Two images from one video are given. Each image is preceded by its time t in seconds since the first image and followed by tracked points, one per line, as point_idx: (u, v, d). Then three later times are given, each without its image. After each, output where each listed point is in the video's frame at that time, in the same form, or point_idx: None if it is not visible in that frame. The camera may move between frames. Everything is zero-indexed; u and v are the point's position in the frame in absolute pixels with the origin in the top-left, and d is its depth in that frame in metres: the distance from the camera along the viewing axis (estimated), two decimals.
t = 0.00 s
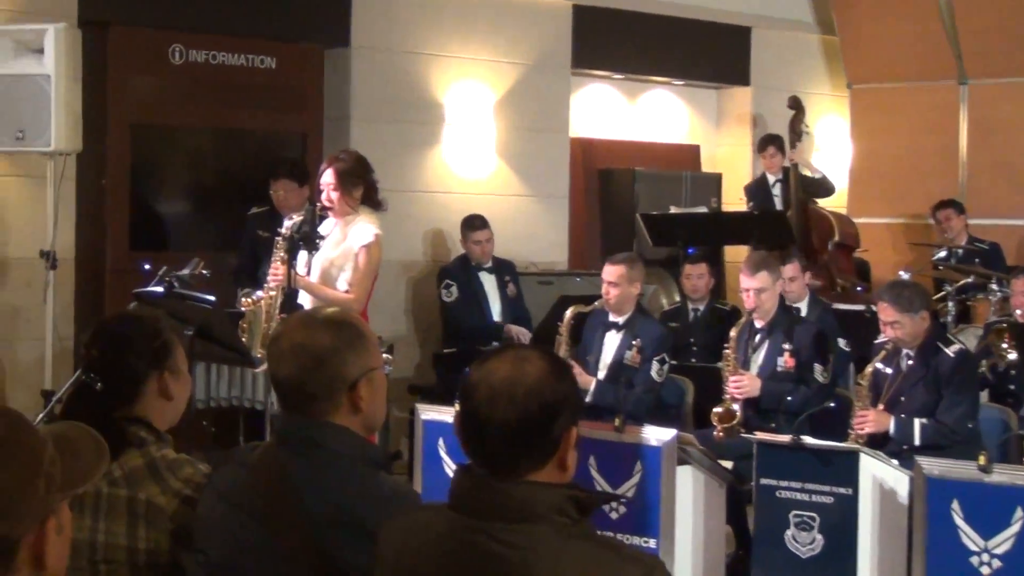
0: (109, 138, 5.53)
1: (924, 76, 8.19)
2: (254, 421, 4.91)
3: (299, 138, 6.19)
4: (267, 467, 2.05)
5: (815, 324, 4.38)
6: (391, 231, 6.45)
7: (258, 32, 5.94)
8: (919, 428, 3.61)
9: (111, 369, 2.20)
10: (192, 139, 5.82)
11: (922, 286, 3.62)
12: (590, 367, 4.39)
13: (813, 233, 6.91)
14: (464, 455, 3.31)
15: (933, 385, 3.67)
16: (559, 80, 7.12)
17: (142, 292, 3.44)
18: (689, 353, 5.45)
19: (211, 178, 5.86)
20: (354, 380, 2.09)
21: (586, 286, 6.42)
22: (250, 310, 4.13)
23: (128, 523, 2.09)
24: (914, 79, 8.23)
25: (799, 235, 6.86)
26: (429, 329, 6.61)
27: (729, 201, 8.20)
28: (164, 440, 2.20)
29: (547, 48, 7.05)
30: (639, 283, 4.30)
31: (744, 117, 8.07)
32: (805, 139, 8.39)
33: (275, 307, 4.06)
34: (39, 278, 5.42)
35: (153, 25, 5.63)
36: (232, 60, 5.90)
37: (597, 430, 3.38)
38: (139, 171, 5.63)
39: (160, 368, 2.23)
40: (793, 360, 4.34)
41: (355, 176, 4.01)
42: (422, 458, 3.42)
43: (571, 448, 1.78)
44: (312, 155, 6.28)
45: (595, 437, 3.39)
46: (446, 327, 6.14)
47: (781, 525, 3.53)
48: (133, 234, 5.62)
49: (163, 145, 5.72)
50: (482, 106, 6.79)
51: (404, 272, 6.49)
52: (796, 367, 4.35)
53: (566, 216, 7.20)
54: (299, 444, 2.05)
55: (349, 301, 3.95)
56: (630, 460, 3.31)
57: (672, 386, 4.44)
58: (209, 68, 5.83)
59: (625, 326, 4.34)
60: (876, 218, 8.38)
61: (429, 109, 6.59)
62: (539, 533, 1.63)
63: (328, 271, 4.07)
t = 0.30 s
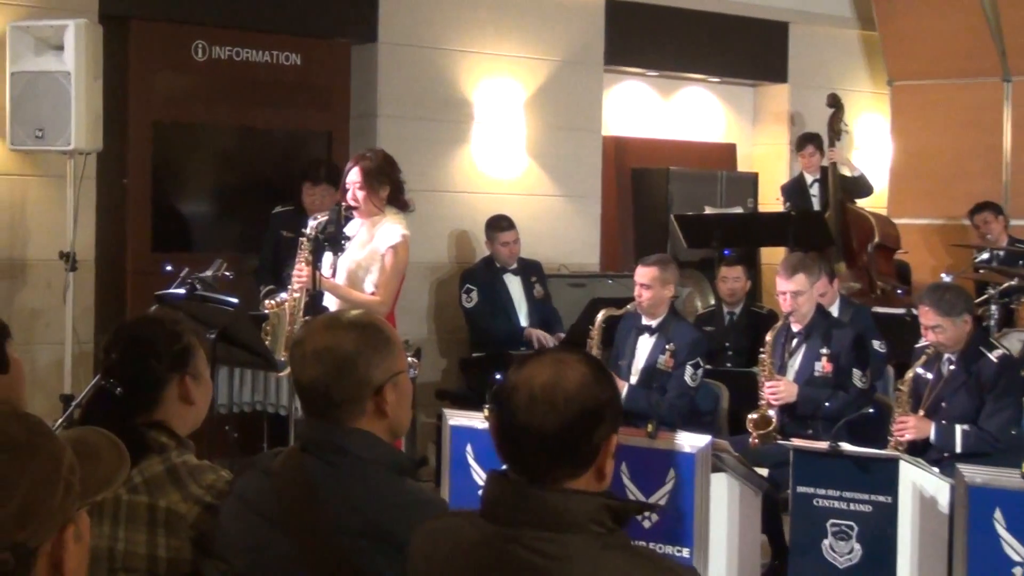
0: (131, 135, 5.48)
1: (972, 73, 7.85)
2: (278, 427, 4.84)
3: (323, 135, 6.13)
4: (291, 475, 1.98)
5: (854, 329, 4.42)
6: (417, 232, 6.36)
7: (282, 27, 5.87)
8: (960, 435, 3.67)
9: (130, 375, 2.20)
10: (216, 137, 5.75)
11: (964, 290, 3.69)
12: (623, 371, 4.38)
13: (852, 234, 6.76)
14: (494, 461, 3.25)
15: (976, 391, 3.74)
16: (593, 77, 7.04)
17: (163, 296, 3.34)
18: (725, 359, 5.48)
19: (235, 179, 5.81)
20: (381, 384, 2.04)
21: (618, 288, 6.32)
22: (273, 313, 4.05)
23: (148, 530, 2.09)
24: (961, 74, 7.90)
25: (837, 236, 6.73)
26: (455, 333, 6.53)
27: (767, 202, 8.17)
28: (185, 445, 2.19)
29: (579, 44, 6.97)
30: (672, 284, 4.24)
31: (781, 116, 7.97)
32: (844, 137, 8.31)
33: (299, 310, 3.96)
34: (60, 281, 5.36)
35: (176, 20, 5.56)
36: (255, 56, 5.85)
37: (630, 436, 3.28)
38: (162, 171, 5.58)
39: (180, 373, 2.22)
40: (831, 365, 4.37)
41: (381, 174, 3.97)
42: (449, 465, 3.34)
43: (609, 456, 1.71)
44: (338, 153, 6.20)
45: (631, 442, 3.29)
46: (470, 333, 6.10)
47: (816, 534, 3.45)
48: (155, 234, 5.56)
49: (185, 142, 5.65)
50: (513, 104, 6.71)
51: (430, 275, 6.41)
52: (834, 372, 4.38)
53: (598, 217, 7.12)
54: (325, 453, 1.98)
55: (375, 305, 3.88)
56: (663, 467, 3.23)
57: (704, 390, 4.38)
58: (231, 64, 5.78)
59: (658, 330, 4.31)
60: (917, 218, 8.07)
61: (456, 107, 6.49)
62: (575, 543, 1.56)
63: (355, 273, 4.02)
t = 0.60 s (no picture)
0: (146, 129, 5.39)
1: (1004, 70, 7.65)
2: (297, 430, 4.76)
3: (344, 131, 6.06)
4: (312, 480, 1.98)
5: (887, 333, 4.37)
6: (441, 231, 6.29)
7: (302, 22, 5.79)
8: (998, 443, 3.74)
9: (147, 377, 2.14)
10: (232, 133, 5.67)
11: (1001, 296, 3.81)
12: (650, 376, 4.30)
13: (887, 233, 6.67)
14: (519, 469, 3.16)
15: (1013, 398, 3.84)
16: (620, 74, 6.96)
17: (179, 295, 3.24)
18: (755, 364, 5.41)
19: (254, 176, 5.72)
20: (403, 387, 2.06)
21: (648, 290, 6.12)
22: (293, 317, 3.92)
23: (165, 536, 2.03)
24: (994, 70, 7.69)
25: (872, 236, 6.63)
26: (475, 336, 6.45)
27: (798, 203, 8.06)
28: (202, 448, 2.12)
29: (607, 40, 6.89)
30: (701, 288, 4.16)
31: (814, 113, 7.88)
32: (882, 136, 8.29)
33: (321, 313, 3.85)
34: (74, 279, 5.29)
35: (194, 14, 5.49)
36: (275, 51, 5.77)
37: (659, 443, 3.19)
38: (183, 170, 5.51)
39: (197, 375, 2.17)
40: (862, 372, 4.33)
41: (404, 172, 3.93)
42: (472, 473, 3.25)
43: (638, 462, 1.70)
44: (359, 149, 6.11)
45: (661, 450, 3.20)
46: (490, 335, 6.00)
47: (850, 545, 3.37)
48: (171, 233, 5.49)
49: (201, 137, 5.56)
50: (539, 100, 6.64)
51: (451, 276, 6.33)
52: (865, 378, 4.33)
53: (626, 219, 7.04)
54: (347, 458, 1.99)
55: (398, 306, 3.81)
56: (692, 474, 3.14)
57: (735, 398, 4.28)
58: (251, 58, 5.69)
59: (687, 333, 4.24)
60: (951, 221, 7.82)
61: (480, 104, 6.41)
62: (606, 554, 1.55)
63: (378, 275, 3.97)
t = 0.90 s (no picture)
0: (133, 122, 5.29)
1: (1009, 67, 7.60)
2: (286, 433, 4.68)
3: (336, 127, 5.89)
4: (302, 484, 2.01)
5: (890, 339, 4.36)
6: (434, 230, 6.20)
7: (293, 14, 5.71)
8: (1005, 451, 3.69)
9: (130, 380, 2.19)
10: (221, 128, 5.53)
11: (1009, 297, 3.74)
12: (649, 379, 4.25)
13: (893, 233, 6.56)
14: (512, 474, 3.08)
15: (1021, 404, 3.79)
16: (620, 69, 6.86)
17: (168, 295, 3.20)
18: (757, 367, 5.33)
19: (244, 173, 5.57)
20: (404, 393, 2.05)
21: (645, 290, 6.17)
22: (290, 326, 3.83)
23: (149, 540, 2.11)
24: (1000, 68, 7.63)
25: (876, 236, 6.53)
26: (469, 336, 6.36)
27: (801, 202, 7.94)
28: (187, 451, 2.19)
29: (605, 34, 6.79)
30: (701, 287, 4.12)
31: (819, 110, 7.80)
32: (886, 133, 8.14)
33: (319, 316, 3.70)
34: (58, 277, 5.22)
35: (183, 4, 5.41)
36: (266, 43, 5.67)
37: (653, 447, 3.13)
38: (168, 159, 5.39)
39: (181, 377, 2.21)
40: (862, 378, 4.35)
41: (397, 168, 3.92)
42: (464, 476, 3.18)
43: (633, 467, 1.68)
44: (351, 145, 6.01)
45: (658, 455, 3.13)
46: (483, 337, 5.90)
47: (852, 553, 3.27)
48: (157, 231, 5.37)
49: (188, 132, 5.45)
50: (535, 94, 6.54)
51: (444, 275, 6.25)
52: (865, 386, 4.34)
53: (624, 217, 6.94)
54: (337, 463, 2.01)
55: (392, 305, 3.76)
56: (690, 480, 3.06)
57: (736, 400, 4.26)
58: (241, 49, 5.60)
59: (686, 335, 4.18)
60: (956, 222, 7.74)
61: (475, 100, 6.32)
62: (599, 560, 1.55)
63: (370, 278, 3.95)
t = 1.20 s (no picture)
0: (85, 116, 5.22)
1: (986, 66, 7.52)
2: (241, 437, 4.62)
3: (296, 123, 5.82)
4: (272, 490, 1.98)
5: (863, 346, 4.36)
6: (396, 228, 6.13)
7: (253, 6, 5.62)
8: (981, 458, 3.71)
9: (82, 382, 2.17)
10: (176, 122, 5.47)
11: (985, 302, 3.78)
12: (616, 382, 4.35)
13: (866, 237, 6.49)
14: (478, 481, 3.00)
15: (996, 410, 3.81)
16: (590, 66, 6.79)
17: (121, 294, 3.09)
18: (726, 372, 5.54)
19: (199, 167, 5.50)
20: (368, 396, 2.03)
21: (614, 293, 6.10)
22: (247, 325, 3.74)
23: (104, 548, 2.08)
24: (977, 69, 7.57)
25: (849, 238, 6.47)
26: (433, 339, 6.30)
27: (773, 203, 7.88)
28: (142, 455, 2.17)
29: (572, 28, 6.71)
30: (670, 290, 4.23)
31: (791, 108, 7.73)
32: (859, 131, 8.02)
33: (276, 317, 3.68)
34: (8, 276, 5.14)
35: None
36: (223, 36, 5.58)
37: (623, 454, 3.03)
38: (116, 154, 5.31)
39: (137, 378, 2.20)
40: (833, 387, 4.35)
41: (357, 167, 3.93)
42: (427, 482, 3.10)
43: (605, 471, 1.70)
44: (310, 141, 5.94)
45: (627, 461, 3.04)
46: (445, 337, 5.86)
47: (824, 562, 3.24)
48: (110, 229, 5.32)
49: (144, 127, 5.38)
50: (500, 91, 6.47)
51: (405, 275, 6.19)
52: (837, 395, 4.35)
53: (592, 216, 6.87)
54: (302, 466, 1.97)
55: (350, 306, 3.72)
56: (660, 488, 2.98)
57: (704, 406, 4.36)
58: (197, 43, 5.51)
59: (654, 338, 4.30)
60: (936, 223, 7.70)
61: (438, 96, 6.26)
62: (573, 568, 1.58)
63: (330, 278, 3.96)
